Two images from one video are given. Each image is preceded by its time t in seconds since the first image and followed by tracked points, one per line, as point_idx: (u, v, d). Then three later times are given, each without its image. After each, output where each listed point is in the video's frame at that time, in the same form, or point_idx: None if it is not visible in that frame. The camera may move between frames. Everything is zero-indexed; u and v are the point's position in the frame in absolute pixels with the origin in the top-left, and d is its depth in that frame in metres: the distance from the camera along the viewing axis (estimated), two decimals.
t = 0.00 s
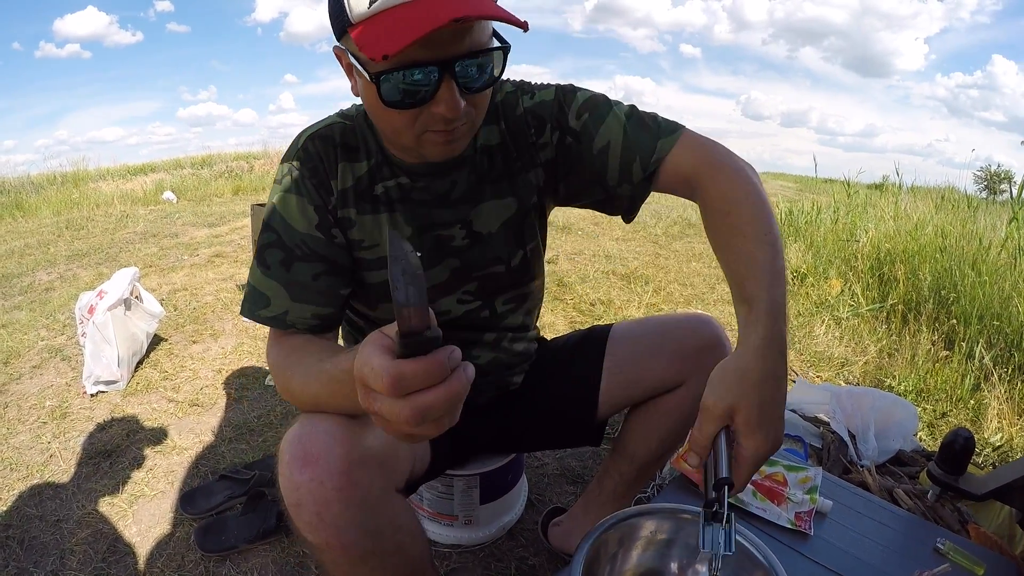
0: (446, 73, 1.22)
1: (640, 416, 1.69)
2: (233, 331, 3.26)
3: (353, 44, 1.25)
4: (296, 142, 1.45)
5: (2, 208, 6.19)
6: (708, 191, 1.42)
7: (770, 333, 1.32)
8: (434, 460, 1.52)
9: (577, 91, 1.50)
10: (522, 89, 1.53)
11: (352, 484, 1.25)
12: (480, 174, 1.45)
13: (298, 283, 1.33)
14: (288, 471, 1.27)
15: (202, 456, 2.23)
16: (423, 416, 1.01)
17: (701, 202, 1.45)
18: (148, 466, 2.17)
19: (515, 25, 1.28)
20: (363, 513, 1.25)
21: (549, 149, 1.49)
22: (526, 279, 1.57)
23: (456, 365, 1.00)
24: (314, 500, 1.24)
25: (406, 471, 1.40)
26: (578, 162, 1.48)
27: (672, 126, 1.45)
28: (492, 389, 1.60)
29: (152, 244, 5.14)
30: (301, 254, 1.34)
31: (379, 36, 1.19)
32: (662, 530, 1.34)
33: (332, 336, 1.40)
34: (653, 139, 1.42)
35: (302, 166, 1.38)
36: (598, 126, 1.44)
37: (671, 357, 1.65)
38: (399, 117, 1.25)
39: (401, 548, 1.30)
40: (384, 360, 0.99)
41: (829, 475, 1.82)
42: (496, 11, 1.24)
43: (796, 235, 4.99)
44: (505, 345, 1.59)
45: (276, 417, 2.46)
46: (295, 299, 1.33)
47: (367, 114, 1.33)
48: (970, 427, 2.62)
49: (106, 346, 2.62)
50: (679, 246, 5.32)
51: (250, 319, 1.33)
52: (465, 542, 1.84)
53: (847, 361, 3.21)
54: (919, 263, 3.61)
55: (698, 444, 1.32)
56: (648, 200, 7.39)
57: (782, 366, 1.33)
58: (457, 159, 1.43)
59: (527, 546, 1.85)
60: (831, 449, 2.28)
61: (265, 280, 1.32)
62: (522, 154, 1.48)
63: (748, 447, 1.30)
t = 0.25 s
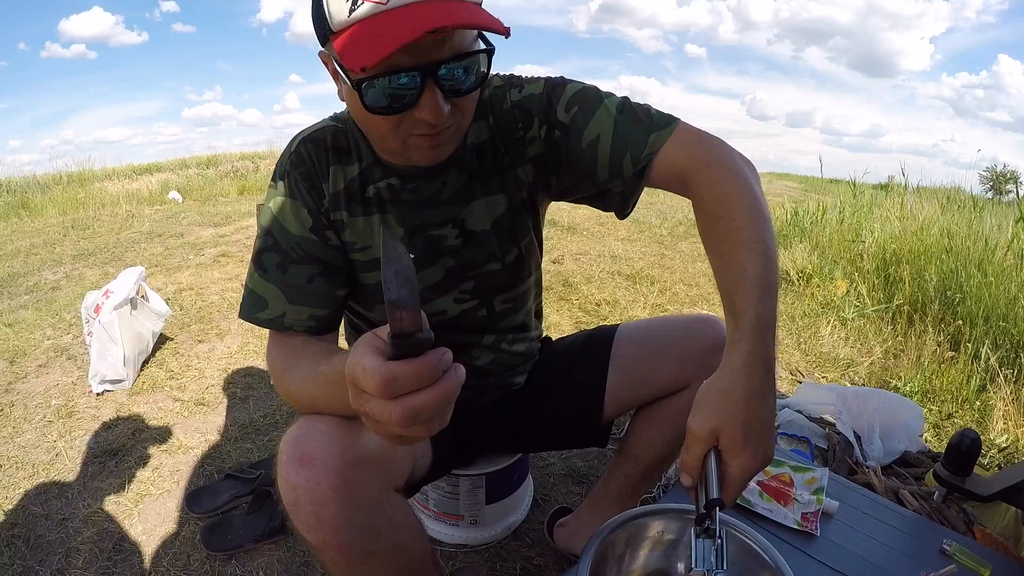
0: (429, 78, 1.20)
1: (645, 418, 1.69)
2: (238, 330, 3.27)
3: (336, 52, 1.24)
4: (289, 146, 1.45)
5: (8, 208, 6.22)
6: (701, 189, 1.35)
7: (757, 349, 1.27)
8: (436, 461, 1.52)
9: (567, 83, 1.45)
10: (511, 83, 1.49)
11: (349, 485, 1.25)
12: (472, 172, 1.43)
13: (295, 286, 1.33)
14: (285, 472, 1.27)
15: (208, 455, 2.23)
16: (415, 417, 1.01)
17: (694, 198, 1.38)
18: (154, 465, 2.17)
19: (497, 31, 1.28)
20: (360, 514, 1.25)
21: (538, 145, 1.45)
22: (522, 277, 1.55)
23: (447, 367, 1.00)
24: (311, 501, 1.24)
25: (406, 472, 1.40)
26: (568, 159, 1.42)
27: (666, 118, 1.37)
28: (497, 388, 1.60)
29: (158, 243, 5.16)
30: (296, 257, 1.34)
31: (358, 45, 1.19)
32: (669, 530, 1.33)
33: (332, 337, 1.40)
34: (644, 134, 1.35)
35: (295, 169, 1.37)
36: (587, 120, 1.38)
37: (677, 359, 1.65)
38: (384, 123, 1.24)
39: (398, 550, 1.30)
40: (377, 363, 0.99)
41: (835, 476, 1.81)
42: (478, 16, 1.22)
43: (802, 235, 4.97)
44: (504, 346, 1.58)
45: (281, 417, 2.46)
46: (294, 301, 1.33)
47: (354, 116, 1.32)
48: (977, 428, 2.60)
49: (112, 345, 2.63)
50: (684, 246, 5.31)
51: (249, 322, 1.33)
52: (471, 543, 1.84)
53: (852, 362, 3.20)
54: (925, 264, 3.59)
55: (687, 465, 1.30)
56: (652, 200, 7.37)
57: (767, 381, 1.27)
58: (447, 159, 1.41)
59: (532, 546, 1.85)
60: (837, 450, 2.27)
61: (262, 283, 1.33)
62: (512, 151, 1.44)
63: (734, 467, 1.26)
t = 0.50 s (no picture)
0: (416, 79, 1.20)
1: (647, 417, 1.69)
2: (240, 330, 3.27)
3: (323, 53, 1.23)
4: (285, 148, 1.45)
5: (9, 208, 6.22)
6: (691, 192, 1.31)
7: (748, 363, 1.25)
8: (439, 460, 1.52)
9: (558, 80, 1.42)
10: (501, 79, 1.47)
11: (354, 483, 1.25)
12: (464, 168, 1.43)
13: (295, 286, 1.34)
14: (289, 471, 1.27)
15: (209, 455, 2.23)
16: (421, 415, 1.01)
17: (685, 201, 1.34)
18: (155, 465, 2.17)
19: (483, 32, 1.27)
20: (365, 513, 1.25)
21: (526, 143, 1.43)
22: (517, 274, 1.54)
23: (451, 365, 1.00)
24: (315, 499, 1.24)
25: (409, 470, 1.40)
26: (557, 157, 1.40)
27: (656, 119, 1.33)
28: (498, 386, 1.60)
29: (159, 243, 5.16)
30: (296, 257, 1.35)
31: (344, 48, 1.18)
32: (671, 531, 1.33)
33: (333, 336, 1.40)
34: (632, 135, 1.31)
35: (291, 171, 1.38)
36: (575, 120, 1.35)
37: (680, 359, 1.64)
38: (372, 123, 1.25)
39: (403, 548, 1.30)
40: (382, 361, 0.99)
41: (837, 476, 1.81)
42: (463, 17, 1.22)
43: (803, 235, 4.96)
44: (503, 345, 1.57)
45: (282, 417, 2.46)
46: (294, 301, 1.33)
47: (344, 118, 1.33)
48: (978, 429, 2.60)
49: (113, 345, 2.63)
50: (685, 246, 5.31)
51: (253, 323, 1.34)
52: (472, 543, 1.84)
53: (854, 363, 3.19)
54: (926, 265, 3.59)
55: (687, 480, 1.28)
56: (653, 200, 7.37)
57: (762, 396, 1.26)
58: (440, 159, 1.40)
59: (534, 547, 1.85)
60: (838, 451, 2.27)
61: (264, 284, 1.33)
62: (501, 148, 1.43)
63: (734, 481, 1.24)
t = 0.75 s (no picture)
0: (416, 75, 1.20)
1: (649, 416, 1.69)
2: (241, 330, 3.28)
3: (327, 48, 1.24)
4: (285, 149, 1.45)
5: (10, 208, 6.23)
6: (682, 200, 1.30)
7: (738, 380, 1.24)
8: (441, 459, 1.53)
9: (553, 79, 1.41)
10: (497, 77, 1.47)
11: (360, 481, 1.25)
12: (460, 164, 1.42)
13: (299, 284, 1.34)
14: (295, 468, 1.27)
15: (210, 455, 2.23)
16: (431, 413, 1.02)
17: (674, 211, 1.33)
18: (156, 464, 2.18)
19: (485, 31, 1.28)
20: (371, 511, 1.26)
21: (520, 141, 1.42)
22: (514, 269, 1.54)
23: (462, 361, 1.01)
24: (321, 497, 1.24)
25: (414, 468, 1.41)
26: (548, 157, 1.40)
27: (649, 122, 1.32)
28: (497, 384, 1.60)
29: (160, 243, 5.17)
30: (297, 256, 1.35)
31: (347, 42, 1.18)
32: (671, 530, 1.33)
33: (335, 333, 1.40)
34: (624, 137, 1.30)
35: (291, 171, 1.38)
36: (568, 119, 1.34)
37: (680, 356, 1.64)
38: (372, 120, 1.24)
39: (408, 546, 1.31)
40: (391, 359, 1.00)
41: (837, 476, 1.81)
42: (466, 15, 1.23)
43: (804, 235, 4.96)
44: (502, 342, 1.58)
45: (283, 416, 2.46)
46: (297, 300, 1.34)
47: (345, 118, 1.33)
48: (979, 429, 2.60)
49: (114, 345, 2.64)
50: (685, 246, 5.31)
51: (258, 323, 1.36)
52: (473, 542, 1.84)
53: (854, 362, 3.19)
54: (928, 264, 3.58)
55: (682, 495, 1.29)
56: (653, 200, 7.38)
57: (750, 406, 1.26)
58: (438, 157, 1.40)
59: (534, 546, 1.85)
60: (838, 450, 2.27)
61: (268, 283, 1.34)
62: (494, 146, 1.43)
63: (728, 493, 1.25)
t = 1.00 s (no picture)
0: (417, 74, 1.20)
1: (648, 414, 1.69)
2: (241, 330, 3.28)
3: (330, 46, 1.25)
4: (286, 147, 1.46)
5: (11, 208, 6.23)
6: (676, 200, 1.28)
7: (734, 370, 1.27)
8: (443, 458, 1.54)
9: (552, 77, 1.39)
10: (496, 75, 1.44)
11: (366, 480, 1.27)
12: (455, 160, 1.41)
13: (303, 281, 1.36)
14: (301, 466, 1.28)
15: (210, 454, 2.23)
16: (446, 410, 1.05)
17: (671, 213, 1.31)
18: (156, 464, 2.18)
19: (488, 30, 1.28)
20: (378, 509, 1.27)
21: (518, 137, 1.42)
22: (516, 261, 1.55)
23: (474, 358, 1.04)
24: (328, 494, 1.25)
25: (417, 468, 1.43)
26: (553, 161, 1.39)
27: (647, 123, 1.31)
28: (497, 382, 1.60)
29: (161, 243, 5.17)
30: (299, 253, 1.36)
31: (350, 39, 1.20)
32: (670, 528, 1.33)
33: (338, 330, 1.42)
34: (621, 137, 1.28)
35: (292, 170, 1.39)
36: (565, 118, 1.32)
37: (680, 354, 1.64)
38: (372, 117, 1.25)
39: (414, 545, 1.32)
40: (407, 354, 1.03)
41: (837, 475, 1.81)
42: (469, 15, 1.24)
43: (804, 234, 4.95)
44: (501, 339, 1.58)
45: (283, 416, 2.47)
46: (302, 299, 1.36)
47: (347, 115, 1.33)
48: (979, 428, 2.60)
49: (115, 344, 2.64)
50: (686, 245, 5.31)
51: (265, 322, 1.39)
52: (473, 541, 1.84)
53: (854, 362, 3.19)
54: (928, 264, 3.58)
55: (676, 497, 1.28)
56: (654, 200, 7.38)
57: (746, 404, 1.29)
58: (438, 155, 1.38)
59: (534, 545, 1.86)
60: (838, 449, 2.27)
61: (273, 280, 1.37)
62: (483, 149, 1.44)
63: (722, 493, 1.25)
